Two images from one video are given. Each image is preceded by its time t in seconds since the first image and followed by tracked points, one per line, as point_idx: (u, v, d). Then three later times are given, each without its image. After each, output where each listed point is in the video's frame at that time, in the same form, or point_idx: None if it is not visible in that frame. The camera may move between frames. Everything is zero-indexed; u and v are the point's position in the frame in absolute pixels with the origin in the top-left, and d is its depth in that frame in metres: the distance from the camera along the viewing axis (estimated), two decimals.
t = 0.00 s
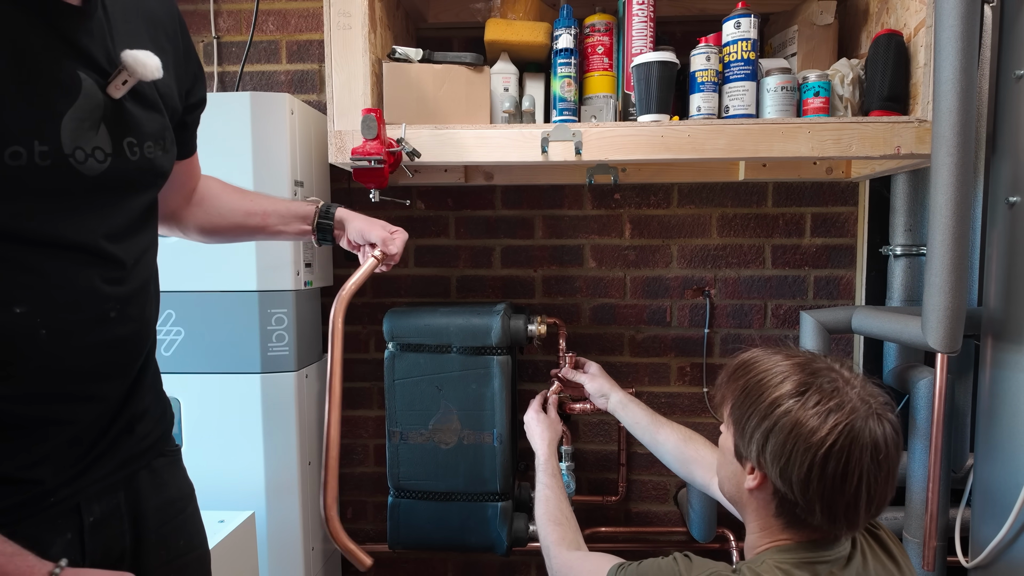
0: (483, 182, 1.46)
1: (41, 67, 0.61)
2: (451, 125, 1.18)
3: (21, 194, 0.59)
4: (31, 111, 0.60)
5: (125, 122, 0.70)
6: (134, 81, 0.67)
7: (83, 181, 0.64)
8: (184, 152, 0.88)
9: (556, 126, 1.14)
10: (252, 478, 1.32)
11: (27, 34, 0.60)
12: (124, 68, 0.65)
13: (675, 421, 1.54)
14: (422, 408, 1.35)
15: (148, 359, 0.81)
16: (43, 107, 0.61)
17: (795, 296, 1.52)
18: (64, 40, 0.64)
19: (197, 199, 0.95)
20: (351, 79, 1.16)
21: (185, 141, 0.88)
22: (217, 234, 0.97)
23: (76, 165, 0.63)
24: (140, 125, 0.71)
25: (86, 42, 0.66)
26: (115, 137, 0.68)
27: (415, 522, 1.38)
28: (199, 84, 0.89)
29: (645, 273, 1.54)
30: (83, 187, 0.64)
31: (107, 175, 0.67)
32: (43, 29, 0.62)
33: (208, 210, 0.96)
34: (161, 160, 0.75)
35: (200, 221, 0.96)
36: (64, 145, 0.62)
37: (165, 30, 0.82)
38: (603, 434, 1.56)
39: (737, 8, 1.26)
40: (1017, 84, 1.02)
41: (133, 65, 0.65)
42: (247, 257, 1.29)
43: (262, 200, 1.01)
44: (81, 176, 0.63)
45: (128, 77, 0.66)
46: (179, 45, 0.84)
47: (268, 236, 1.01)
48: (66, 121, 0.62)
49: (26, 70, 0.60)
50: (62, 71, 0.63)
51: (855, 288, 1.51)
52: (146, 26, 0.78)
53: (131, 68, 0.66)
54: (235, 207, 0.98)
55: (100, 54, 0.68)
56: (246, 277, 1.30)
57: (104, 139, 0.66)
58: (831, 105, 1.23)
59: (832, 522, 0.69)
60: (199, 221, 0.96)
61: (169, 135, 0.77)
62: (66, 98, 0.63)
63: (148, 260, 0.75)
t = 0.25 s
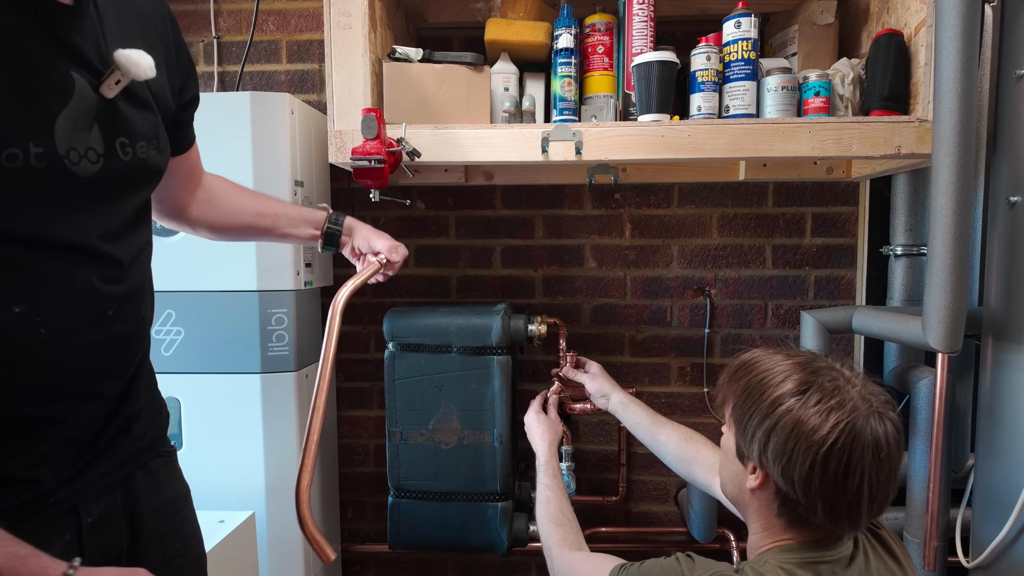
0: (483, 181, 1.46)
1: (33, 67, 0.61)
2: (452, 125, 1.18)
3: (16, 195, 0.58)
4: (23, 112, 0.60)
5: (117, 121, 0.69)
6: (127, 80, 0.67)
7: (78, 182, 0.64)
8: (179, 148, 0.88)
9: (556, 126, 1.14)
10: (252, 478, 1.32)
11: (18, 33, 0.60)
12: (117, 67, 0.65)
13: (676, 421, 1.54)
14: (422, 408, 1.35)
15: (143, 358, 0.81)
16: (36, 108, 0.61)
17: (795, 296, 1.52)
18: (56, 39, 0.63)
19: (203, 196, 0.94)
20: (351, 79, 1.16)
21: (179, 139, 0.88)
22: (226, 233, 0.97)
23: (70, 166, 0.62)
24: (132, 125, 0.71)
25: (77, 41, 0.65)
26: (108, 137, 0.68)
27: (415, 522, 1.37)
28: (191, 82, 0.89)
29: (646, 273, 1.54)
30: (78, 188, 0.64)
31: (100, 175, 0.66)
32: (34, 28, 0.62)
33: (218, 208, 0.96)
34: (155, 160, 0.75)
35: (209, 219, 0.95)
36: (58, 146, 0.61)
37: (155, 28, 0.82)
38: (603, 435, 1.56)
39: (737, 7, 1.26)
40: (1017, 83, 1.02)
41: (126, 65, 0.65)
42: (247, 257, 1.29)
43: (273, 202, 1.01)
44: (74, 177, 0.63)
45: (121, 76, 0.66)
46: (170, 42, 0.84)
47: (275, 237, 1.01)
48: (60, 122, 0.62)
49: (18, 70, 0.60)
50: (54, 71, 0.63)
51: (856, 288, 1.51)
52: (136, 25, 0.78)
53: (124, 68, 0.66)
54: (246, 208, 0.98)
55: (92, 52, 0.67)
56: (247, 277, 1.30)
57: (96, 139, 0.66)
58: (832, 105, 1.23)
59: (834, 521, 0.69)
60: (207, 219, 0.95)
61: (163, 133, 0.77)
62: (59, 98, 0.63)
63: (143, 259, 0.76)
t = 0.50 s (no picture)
0: (484, 182, 1.46)
1: (35, 75, 0.61)
2: (452, 126, 1.18)
3: (17, 204, 0.59)
4: (23, 120, 0.60)
5: (117, 130, 0.69)
6: (127, 90, 0.68)
7: (76, 190, 0.64)
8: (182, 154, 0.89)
9: (556, 127, 1.14)
10: (253, 479, 1.32)
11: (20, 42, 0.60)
12: (118, 76, 0.66)
13: (676, 421, 1.54)
14: (423, 409, 1.35)
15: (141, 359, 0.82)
16: (37, 116, 0.61)
17: (796, 296, 1.52)
18: (57, 47, 0.63)
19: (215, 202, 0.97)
20: (352, 80, 1.17)
21: (184, 145, 0.89)
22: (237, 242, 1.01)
23: (68, 175, 0.63)
24: (132, 133, 0.71)
25: (79, 48, 0.66)
26: (107, 146, 0.68)
27: (416, 522, 1.37)
28: (196, 89, 0.90)
29: (646, 274, 1.54)
30: (76, 196, 0.64)
31: (100, 184, 0.67)
32: (36, 37, 0.62)
33: (230, 215, 0.99)
34: (155, 168, 0.75)
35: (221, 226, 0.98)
36: (56, 155, 0.62)
37: (160, 36, 0.82)
38: (603, 435, 1.56)
39: (737, 8, 1.26)
40: (1017, 84, 1.02)
41: (127, 74, 0.66)
42: (248, 258, 1.29)
43: (286, 216, 1.04)
44: (73, 185, 0.63)
45: (121, 85, 0.67)
46: (175, 50, 0.84)
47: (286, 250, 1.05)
48: (59, 131, 0.62)
49: (19, 79, 0.60)
50: (55, 80, 0.63)
51: (856, 288, 1.51)
52: (140, 31, 0.78)
53: (124, 76, 0.66)
54: (259, 220, 1.01)
55: (93, 59, 0.67)
56: (247, 278, 1.30)
57: (95, 147, 0.66)
58: (832, 106, 1.23)
59: (838, 521, 0.69)
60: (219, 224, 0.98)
61: (164, 141, 0.77)
62: (58, 106, 0.63)
63: (139, 266, 0.76)
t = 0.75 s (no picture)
0: (484, 182, 1.46)
1: (58, 83, 0.64)
2: (452, 126, 1.18)
3: (41, 210, 0.62)
4: (45, 129, 0.63)
5: (131, 136, 0.72)
6: (142, 97, 0.71)
7: (94, 197, 0.67)
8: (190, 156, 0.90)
9: (556, 127, 1.14)
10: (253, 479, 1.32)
11: (45, 52, 0.63)
12: (133, 84, 0.69)
13: (677, 421, 1.54)
14: (423, 409, 1.35)
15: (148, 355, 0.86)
16: (59, 124, 0.64)
17: (797, 297, 1.52)
18: (78, 57, 0.66)
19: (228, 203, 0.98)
20: (352, 80, 1.16)
21: (192, 147, 0.90)
22: (252, 243, 1.01)
23: (86, 181, 0.66)
24: (146, 140, 0.74)
25: (97, 57, 0.68)
26: (123, 152, 0.70)
27: (417, 522, 1.37)
28: (207, 93, 0.90)
29: (646, 274, 1.54)
30: (92, 202, 0.67)
31: (116, 190, 0.70)
32: (60, 47, 0.65)
33: (243, 216, 1.00)
34: (167, 173, 0.77)
35: (236, 227, 0.99)
36: (75, 163, 0.65)
37: (173, 40, 0.83)
38: (604, 435, 1.56)
39: (738, 8, 1.26)
40: (1018, 84, 1.02)
41: (142, 81, 0.69)
42: (248, 258, 1.29)
43: (298, 217, 1.05)
44: (89, 191, 0.67)
45: (137, 92, 0.70)
46: (188, 55, 0.86)
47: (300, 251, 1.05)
48: (79, 139, 0.66)
49: (43, 87, 0.63)
50: (75, 89, 0.66)
51: (857, 288, 1.50)
52: (154, 38, 0.80)
53: (141, 84, 0.69)
54: (270, 220, 1.02)
55: (109, 68, 0.70)
56: (248, 279, 1.30)
57: (111, 153, 0.69)
58: (833, 106, 1.23)
59: (842, 521, 0.69)
60: (233, 226, 0.99)
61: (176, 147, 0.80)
62: (78, 114, 0.66)
63: (152, 270, 0.81)
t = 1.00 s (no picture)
0: (484, 182, 1.47)
1: (90, 92, 0.65)
2: (453, 126, 1.18)
3: (68, 217, 0.63)
4: (75, 137, 0.64)
5: (157, 146, 0.72)
6: (170, 109, 0.71)
7: (118, 204, 0.68)
8: (216, 165, 0.91)
9: (556, 128, 1.14)
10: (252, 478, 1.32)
11: (78, 60, 0.64)
12: (163, 96, 0.69)
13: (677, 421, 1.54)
14: (424, 409, 1.35)
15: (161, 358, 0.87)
16: (89, 132, 0.65)
17: (797, 297, 1.52)
18: (110, 67, 0.67)
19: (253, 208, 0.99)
20: (353, 81, 1.17)
21: (215, 157, 0.90)
22: (278, 245, 1.02)
23: (111, 189, 0.67)
24: (171, 149, 0.74)
25: (128, 68, 0.69)
26: (150, 161, 0.71)
27: (417, 522, 1.38)
28: (230, 104, 0.90)
29: (646, 275, 1.54)
30: (116, 209, 0.68)
31: (142, 198, 0.71)
32: (94, 56, 0.65)
33: (267, 220, 1.01)
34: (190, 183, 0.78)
35: (262, 230, 1.00)
36: (102, 170, 0.66)
37: (202, 54, 0.84)
38: (603, 435, 1.56)
39: (738, 9, 1.26)
40: (1017, 85, 1.02)
41: (172, 95, 0.68)
42: (249, 258, 1.29)
43: (318, 216, 1.05)
44: (114, 200, 0.67)
45: (166, 105, 0.70)
46: (215, 66, 0.86)
47: (325, 249, 1.06)
48: (108, 148, 0.66)
49: (76, 96, 0.64)
50: (106, 98, 0.66)
51: (857, 288, 1.51)
52: (183, 51, 0.80)
53: (169, 98, 0.69)
54: (294, 223, 1.03)
55: (139, 78, 0.71)
56: (248, 279, 1.30)
57: (138, 162, 0.70)
58: (832, 106, 1.23)
59: (839, 520, 0.69)
60: (258, 229, 1.00)
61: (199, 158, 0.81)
62: (108, 124, 0.67)
63: (171, 276, 0.82)
